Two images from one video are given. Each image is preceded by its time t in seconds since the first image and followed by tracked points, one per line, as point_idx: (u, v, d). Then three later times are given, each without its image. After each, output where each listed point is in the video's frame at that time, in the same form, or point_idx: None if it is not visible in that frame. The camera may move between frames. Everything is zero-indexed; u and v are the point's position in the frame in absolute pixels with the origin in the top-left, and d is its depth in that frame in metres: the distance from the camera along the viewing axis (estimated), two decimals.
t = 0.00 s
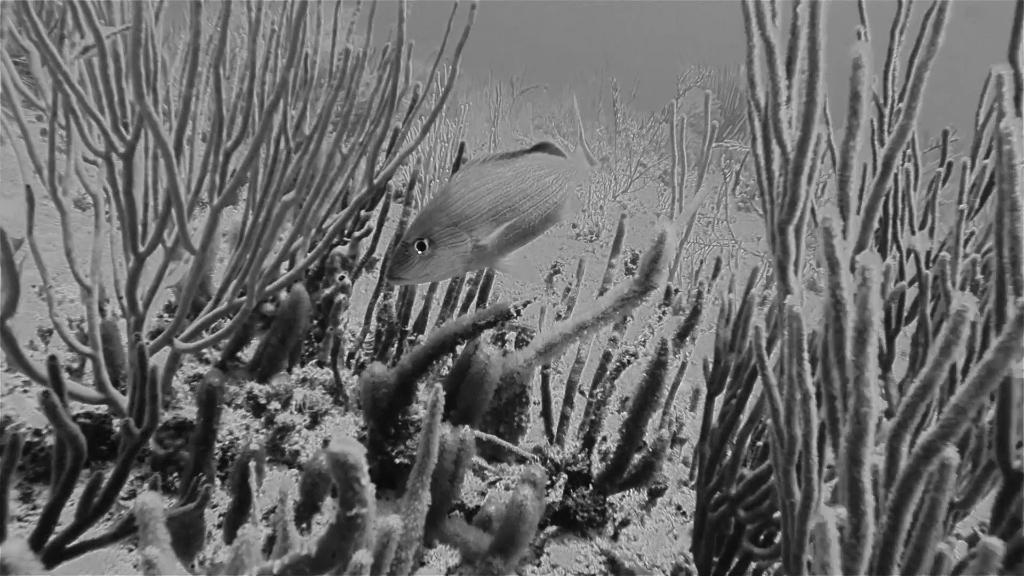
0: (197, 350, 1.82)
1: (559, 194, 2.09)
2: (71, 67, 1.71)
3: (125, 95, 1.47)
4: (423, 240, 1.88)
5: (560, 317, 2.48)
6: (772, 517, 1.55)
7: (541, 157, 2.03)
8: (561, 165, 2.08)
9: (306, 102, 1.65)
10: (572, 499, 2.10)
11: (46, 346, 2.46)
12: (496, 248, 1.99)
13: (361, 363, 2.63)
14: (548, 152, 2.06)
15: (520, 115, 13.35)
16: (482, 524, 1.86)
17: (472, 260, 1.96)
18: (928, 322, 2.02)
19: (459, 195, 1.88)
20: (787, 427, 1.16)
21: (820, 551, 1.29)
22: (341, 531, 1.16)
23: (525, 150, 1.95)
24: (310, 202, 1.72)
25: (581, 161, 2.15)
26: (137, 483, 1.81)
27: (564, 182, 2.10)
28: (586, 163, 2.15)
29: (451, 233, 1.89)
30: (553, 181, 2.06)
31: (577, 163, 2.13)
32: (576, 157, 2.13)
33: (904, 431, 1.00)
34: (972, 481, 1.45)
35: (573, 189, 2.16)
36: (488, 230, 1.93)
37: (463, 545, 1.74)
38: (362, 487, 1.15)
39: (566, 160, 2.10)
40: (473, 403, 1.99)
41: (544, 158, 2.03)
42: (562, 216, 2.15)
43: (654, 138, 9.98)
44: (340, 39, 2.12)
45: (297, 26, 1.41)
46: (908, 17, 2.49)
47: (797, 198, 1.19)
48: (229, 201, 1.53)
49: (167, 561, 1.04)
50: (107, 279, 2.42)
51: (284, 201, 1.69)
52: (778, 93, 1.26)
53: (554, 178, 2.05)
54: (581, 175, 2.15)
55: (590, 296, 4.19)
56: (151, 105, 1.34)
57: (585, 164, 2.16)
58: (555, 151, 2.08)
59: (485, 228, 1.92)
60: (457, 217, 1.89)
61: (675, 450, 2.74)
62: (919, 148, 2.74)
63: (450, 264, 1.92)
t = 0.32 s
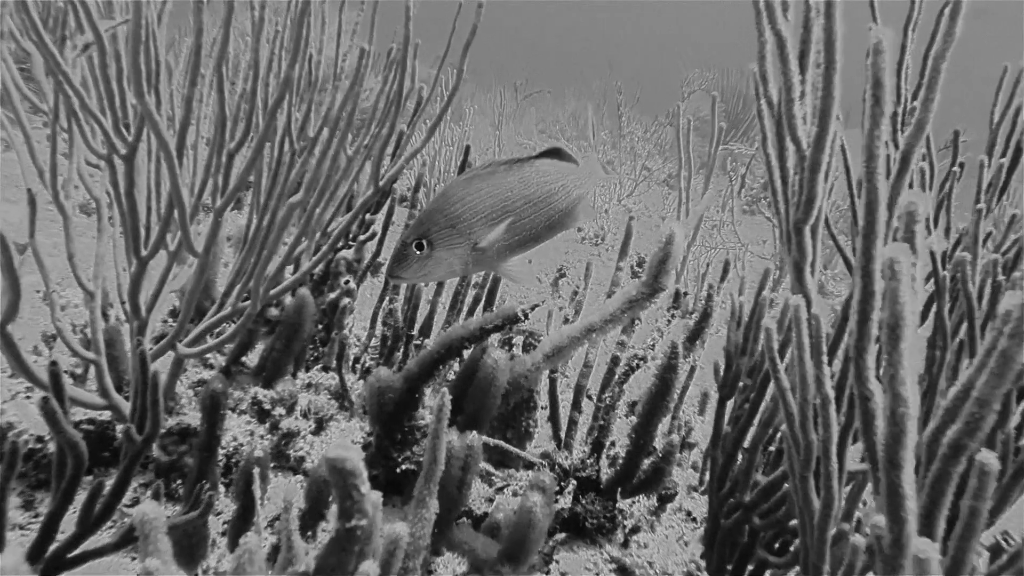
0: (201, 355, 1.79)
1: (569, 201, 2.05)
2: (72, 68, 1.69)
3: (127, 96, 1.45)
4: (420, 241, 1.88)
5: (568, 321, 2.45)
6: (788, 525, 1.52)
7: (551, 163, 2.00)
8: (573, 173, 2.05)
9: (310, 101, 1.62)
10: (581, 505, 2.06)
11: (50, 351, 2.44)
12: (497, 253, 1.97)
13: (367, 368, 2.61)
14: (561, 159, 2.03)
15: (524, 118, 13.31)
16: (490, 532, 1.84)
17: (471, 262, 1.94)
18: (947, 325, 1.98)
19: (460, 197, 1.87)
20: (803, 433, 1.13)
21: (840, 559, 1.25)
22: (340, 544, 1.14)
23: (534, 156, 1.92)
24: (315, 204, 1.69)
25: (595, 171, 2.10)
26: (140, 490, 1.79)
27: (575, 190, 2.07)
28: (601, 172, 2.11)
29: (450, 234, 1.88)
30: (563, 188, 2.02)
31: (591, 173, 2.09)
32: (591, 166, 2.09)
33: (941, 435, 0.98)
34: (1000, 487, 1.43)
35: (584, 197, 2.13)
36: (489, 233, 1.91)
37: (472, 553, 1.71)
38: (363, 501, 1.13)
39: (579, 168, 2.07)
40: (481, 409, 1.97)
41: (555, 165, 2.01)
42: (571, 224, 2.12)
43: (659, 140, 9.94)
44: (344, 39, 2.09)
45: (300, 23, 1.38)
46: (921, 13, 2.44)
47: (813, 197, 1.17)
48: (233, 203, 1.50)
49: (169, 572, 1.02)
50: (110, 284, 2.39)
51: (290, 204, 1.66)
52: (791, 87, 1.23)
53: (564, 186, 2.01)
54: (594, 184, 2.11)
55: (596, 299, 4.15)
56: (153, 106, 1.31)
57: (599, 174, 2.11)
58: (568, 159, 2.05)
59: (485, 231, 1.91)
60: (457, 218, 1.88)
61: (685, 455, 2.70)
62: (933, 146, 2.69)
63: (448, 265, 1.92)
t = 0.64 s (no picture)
0: (205, 364, 1.76)
1: (577, 211, 2.00)
2: (75, 73, 1.67)
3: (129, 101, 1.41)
4: (420, 246, 1.86)
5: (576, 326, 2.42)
6: (807, 537, 1.49)
7: (558, 171, 1.96)
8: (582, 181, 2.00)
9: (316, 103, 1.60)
10: (591, 514, 2.04)
11: (52, 357, 2.42)
12: (499, 260, 1.94)
13: (372, 374, 2.59)
14: (569, 167, 1.99)
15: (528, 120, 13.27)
16: (499, 542, 1.78)
17: (473, 268, 1.91)
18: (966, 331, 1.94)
19: (460, 202, 1.84)
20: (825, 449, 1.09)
21: None
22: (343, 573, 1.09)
23: (539, 163, 1.89)
24: (322, 210, 1.66)
25: (607, 181, 2.05)
26: (144, 500, 1.76)
27: (585, 199, 2.01)
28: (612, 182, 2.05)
29: (449, 239, 1.85)
30: (570, 196, 1.98)
31: (601, 182, 2.04)
32: (603, 177, 2.03)
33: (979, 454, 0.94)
34: None
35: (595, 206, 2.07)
36: (490, 239, 1.88)
37: (480, 565, 1.66)
38: (367, 528, 1.07)
39: (587, 176, 2.01)
40: (489, 417, 1.93)
41: (561, 173, 1.97)
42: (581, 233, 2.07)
43: (664, 142, 9.90)
44: (350, 42, 2.06)
45: (306, 25, 1.35)
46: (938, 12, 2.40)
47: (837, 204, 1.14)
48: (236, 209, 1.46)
49: None
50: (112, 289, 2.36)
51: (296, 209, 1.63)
52: (811, 90, 1.19)
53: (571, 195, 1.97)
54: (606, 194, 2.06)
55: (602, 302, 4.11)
56: (157, 111, 1.28)
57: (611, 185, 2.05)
58: (577, 167, 2.00)
59: (487, 237, 1.88)
60: (457, 223, 1.85)
61: (695, 461, 2.68)
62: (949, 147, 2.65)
63: (449, 272, 1.88)
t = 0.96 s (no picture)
0: (209, 374, 1.73)
1: (583, 220, 1.91)
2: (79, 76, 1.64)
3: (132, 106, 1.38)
4: (419, 253, 1.84)
5: (585, 333, 2.39)
6: (826, 553, 1.45)
7: (562, 179, 1.88)
8: (589, 189, 1.91)
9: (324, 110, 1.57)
10: (601, 524, 2.01)
11: (55, 362, 2.39)
12: (500, 269, 1.89)
13: (378, 380, 2.56)
14: (575, 175, 1.90)
15: (532, 120, 13.23)
16: (508, 553, 1.70)
17: (474, 276, 1.87)
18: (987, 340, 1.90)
19: (457, 209, 1.81)
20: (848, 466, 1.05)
21: None
22: None
23: (538, 170, 1.82)
24: (330, 217, 1.63)
25: (617, 189, 1.95)
26: (146, 509, 1.74)
27: (592, 208, 1.92)
28: (623, 190, 1.96)
29: (448, 246, 1.83)
30: (575, 204, 1.89)
31: (611, 190, 1.94)
32: (612, 185, 1.94)
33: None
34: None
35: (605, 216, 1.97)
36: (490, 247, 1.84)
37: None
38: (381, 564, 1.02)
39: (594, 186, 1.91)
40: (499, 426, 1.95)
41: (565, 181, 1.88)
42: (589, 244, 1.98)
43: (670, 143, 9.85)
44: (358, 46, 2.04)
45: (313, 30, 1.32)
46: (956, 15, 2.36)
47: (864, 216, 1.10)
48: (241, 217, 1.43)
49: None
50: (115, 294, 2.34)
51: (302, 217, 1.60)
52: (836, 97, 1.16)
53: (575, 203, 1.88)
54: (617, 202, 1.96)
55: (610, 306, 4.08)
56: (160, 116, 1.24)
57: (622, 193, 1.96)
58: (584, 175, 1.91)
59: (485, 245, 1.84)
60: (456, 230, 1.83)
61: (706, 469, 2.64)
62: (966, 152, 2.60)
63: (447, 280, 1.86)
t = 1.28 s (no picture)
0: (213, 384, 1.70)
1: (583, 230, 1.84)
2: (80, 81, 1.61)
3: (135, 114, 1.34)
4: (415, 260, 1.83)
5: (595, 339, 2.36)
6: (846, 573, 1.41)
7: (560, 187, 1.82)
8: (590, 198, 1.84)
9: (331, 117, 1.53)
10: (611, 535, 1.97)
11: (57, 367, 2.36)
12: (499, 278, 1.84)
13: (384, 385, 2.53)
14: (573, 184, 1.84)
15: (537, 117, 13.17)
16: (517, 567, 1.65)
17: (471, 286, 1.84)
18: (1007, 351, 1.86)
19: (456, 217, 1.79)
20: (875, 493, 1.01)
21: None
22: None
23: (537, 179, 1.78)
24: (337, 226, 1.59)
25: (618, 198, 1.85)
26: (150, 520, 1.71)
27: (593, 217, 1.85)
28: (624, 200, 1.85)
29: (445, 254, 1.81)
30: (575, 214, 1.83)
31: (613, 200, 1.86)
32: (613, 193, 1.85)
33: None
34: None
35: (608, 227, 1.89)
36: (488, 256, 1.80)
37: None
38: None
39: (596, 195, 1.84)
40: (507, 438, 1.86)
41: (564, 190, 1.83)
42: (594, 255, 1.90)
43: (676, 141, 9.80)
44: (365, 48, 2.00)
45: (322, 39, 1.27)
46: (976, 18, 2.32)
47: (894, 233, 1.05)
48: (245, 227, 1.39)
49: None
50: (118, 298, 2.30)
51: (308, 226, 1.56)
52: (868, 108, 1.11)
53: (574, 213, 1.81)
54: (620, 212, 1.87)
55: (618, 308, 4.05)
56: (164, 127, 1.20)
57: (624, 202, 1.85)
58: (584, 183, 1.85)
59: (484, 255, 1.80)
60: (453, 239, 1.80)
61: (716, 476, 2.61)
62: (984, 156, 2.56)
63: (446, 288, 1.84)
